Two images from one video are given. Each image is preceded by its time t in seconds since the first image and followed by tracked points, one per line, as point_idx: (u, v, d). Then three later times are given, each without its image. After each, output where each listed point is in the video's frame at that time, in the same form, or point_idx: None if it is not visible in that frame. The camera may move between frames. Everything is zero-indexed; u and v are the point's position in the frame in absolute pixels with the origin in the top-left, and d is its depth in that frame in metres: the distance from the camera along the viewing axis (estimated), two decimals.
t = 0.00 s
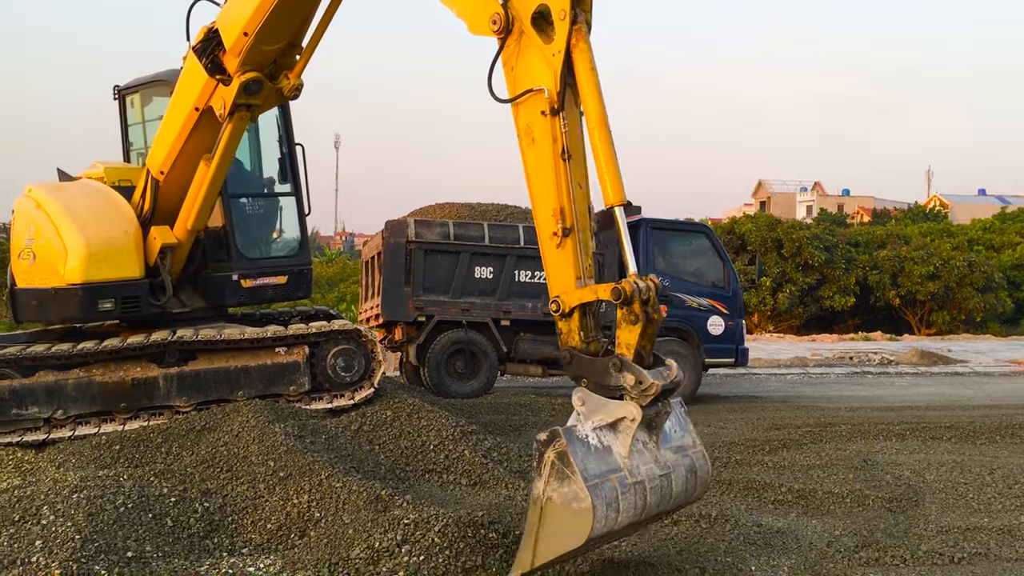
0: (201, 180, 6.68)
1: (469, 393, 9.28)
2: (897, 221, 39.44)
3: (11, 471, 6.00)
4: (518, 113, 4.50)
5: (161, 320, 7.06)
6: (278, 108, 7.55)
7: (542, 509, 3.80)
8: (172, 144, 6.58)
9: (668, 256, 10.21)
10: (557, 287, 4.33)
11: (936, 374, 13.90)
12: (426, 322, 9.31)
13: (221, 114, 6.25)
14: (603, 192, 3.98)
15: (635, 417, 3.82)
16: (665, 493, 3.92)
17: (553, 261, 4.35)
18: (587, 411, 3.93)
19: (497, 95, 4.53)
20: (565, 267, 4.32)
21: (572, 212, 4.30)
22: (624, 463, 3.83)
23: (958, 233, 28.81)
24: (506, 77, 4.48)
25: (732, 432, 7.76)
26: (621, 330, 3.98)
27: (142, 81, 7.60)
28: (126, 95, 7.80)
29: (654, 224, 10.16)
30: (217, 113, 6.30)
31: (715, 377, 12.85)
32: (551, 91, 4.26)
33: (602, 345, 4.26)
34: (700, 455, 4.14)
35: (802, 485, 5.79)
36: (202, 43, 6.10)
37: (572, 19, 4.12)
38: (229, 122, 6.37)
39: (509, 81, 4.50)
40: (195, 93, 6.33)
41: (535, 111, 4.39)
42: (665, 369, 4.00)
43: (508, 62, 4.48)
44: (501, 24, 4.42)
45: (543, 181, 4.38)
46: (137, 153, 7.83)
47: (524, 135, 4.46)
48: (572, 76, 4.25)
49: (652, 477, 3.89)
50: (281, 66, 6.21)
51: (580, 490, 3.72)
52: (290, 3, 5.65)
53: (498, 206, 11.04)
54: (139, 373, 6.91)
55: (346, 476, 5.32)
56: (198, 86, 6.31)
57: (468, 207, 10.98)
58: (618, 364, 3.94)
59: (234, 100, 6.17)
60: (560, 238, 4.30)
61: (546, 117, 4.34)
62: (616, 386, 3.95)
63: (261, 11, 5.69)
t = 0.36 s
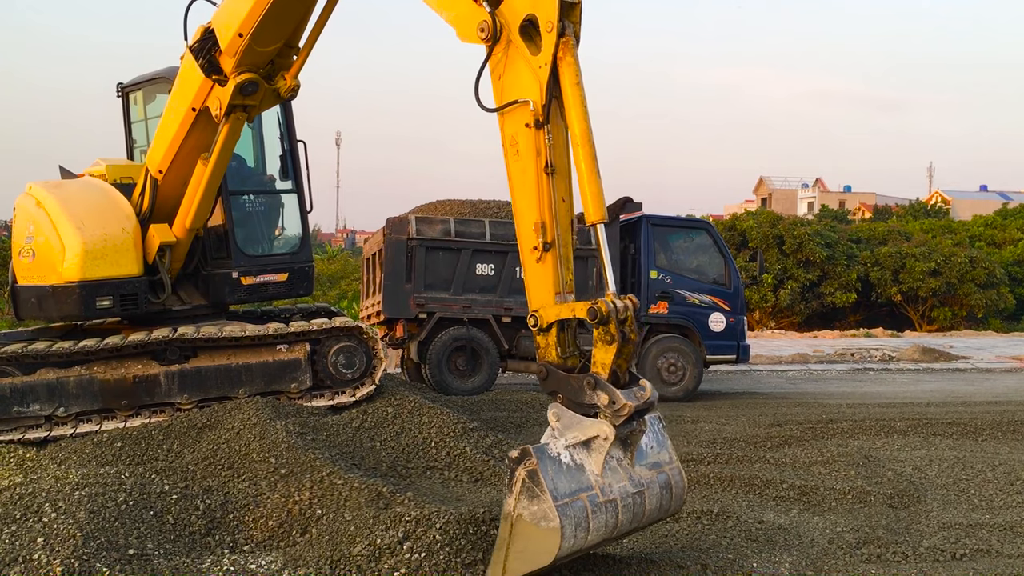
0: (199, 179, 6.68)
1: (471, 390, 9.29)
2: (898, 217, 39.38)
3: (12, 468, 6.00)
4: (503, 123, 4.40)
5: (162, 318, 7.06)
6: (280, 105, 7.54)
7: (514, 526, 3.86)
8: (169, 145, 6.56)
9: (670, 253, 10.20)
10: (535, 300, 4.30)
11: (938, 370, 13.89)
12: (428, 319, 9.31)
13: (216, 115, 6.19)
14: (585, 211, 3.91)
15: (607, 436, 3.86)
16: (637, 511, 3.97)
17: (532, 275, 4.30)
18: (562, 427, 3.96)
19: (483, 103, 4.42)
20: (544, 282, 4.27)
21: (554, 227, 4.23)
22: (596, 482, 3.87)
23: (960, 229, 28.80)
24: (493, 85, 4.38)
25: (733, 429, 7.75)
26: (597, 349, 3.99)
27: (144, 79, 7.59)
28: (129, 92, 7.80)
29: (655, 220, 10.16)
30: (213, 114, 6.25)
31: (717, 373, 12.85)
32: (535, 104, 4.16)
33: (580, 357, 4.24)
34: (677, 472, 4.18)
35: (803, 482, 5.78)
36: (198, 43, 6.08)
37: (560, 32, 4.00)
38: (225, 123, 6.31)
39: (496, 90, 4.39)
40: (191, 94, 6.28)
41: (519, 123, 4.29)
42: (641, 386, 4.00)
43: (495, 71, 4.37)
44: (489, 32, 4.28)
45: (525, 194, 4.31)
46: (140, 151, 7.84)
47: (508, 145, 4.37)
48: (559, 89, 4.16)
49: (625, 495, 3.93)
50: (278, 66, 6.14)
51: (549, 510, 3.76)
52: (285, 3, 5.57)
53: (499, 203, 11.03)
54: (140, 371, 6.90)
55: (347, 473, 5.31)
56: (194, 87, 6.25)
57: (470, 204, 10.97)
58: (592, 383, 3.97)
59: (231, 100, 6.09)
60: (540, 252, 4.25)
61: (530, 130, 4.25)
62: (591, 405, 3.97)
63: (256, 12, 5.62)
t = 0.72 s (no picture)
0: (196, 179, 6.68)
1: (471, 388, 9.28)
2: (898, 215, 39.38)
3: (12, 466, 5.99)
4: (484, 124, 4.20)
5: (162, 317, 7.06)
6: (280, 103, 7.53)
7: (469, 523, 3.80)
8: (166, 145, 6.56)
9: (670, 250, 10.20)
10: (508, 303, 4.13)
11: (938, 367, 13.90)
12: (428, 317, 9.31)
13: (212, 113, 6.18)
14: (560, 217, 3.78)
15: (567, 444, 3.76)
16: (595, 516, 3.89)
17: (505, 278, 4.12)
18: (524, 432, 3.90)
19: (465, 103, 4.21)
20: (517, 287, 4.09)
21: (530, 233, 4.05)
22: (553, 487, 3.79)
23: (959, 227, 28.81)
24: (477, 85, 4.17)
25: (733, 426, 7.76)
26: (562, 358, 3.78)
27: (145, 78, 7.59)
28: (130, 90, 7.79)
29: (655, 218, 10.16)
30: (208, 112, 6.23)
31: (718, 371, 12.86)
32: (518, 108, 3.98)
33: (548, 360, 4.08)
34: (637, 477, 4.09)
35: (803, 479, 5.79)
36: (194, 41, 6.00)
37: (546, 36, 3.79)
38: (220, 122, 6.29)
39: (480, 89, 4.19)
40: (187, 93, 6.26)
41: (501, 124, 4.10)
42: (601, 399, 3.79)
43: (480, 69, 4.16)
44: (475, 30, 4.08)
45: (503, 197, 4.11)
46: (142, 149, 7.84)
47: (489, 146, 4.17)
48: (543, 93, 3.97)
49: (582, 500, 3.85)
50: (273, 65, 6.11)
51: (504, 514, 3.70)
52: (278, 2, 5.53)
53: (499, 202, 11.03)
54: (140, 369, 6.90)
55: (348, 471, 5.32)
56: (189, 86, 6.23)
57: (470, 203, 10.97)
58: (552, 391, 3.81)
59: (225, 99, 6.08)
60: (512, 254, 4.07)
61: (510, 133, 4.06)
62: (553, 412, 3.84)
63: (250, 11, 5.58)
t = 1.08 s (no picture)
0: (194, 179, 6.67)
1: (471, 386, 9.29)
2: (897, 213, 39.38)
3: (13, 465, 6.00)
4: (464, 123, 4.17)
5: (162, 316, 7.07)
6: (280, 102, 7.52)
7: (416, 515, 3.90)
8: (163, 145, 6.57)
9: (670, 249, 10.20)
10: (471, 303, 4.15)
11: (939, 365, 13.91)
12: (428, 316, 9.32)
13: (208, 112, 6.18)
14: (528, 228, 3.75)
15: (516, 449, 3.81)
16: (539, 516, 3.91)
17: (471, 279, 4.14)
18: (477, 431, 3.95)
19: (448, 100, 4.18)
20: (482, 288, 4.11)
21: (499, 238, 4.08)
22: (501, 489, 3.81)
23: (959, 224, 28.82)
24: (460, 83, 4.14)
25: (733, 424, 7.76)
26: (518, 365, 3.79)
27: (147, 78, 7.59)
28: (132, 90, 7.80)
29: (655, 217, 10.15)
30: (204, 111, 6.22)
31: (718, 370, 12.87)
32: (496, 113, 3.95)
33: (507, 363, 4.13)
34: (586, 479, 4.12)
35: (804, 478, 5.78)
36: (190, 41, 6.03)
37: (530, 46, 3.73)
38: (216, 122, 6.28)
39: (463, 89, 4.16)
40: (184, 92, 6.27)
41: (478, 127, 4.08)
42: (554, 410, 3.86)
43: (465, 69, 4.12)
44: (462, 29, 4.03)
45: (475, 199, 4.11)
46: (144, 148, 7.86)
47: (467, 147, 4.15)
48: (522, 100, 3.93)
49: (528, 501, 3.87)
50: (269, 64, 6.09)
51: (448, 513, 3.75)
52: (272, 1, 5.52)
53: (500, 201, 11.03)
54: (141, 369, 6.90)
55: (349, 470, 5.32)
56: (185, 86, 6.24)
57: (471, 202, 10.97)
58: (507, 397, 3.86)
59: (220, 99, 6.06)
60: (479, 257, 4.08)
61: (488, 138, 4.04)
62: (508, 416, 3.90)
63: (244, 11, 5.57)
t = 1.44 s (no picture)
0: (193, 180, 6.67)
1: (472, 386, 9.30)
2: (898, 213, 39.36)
3: (15, 466, 6.00)
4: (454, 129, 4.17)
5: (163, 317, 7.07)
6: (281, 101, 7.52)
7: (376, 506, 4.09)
8: (163, 147, 6.57)
9: (671, 248, 10.20)
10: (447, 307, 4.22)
11: (940, 365, 13.91)
12: (429, 317, 9.34)
13: (208, 116, 6.20)
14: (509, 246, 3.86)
15: (476, 453, 4.03)
16: (493, 511, 4.15)
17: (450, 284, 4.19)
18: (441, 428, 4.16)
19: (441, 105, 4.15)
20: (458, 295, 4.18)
21: (478, 247, 4.14)
22: (457, 487, 4.03)
23: (960, 224, 28.82)
24: (454, 90, 4.09)
25: (735, 424, 7.76)
26: (487, 376, 4.02)
27: (148, 79, 7.60)
28: (133, 90, 7.81)
29: (656, 216, 10.16)
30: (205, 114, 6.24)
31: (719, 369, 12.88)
32: (486, 128, 3.95)
33: (476, 366, 4.31)
34: (543, 477, 4.36)
35: (805, 477, 5.78)
36: (191, 43, 6.04)
37: (526, 66, 3.75)
38: (216, 124, 6.30)
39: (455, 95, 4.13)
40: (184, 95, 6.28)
41: (469, 136, 4.07)
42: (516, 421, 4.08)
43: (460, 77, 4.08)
44: (461, 37, 3.99)
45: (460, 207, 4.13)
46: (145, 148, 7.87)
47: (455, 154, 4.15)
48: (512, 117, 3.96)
49: (483, 499, 4.11)
50: (268, 67, 6.09)
51: (406, 509, 3.95)
52: (271, 6, 5.51)
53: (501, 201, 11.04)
54: (142, 369, 6.90)
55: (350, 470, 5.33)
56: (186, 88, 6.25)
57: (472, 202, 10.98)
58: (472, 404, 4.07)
59: (221, 101, 6.07)
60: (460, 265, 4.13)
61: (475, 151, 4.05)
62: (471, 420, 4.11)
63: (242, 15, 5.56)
